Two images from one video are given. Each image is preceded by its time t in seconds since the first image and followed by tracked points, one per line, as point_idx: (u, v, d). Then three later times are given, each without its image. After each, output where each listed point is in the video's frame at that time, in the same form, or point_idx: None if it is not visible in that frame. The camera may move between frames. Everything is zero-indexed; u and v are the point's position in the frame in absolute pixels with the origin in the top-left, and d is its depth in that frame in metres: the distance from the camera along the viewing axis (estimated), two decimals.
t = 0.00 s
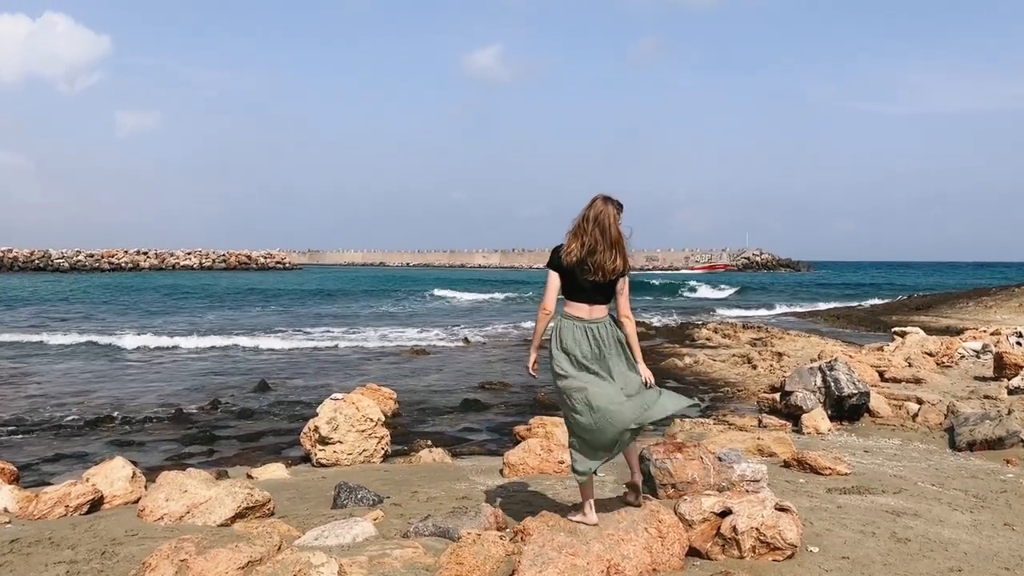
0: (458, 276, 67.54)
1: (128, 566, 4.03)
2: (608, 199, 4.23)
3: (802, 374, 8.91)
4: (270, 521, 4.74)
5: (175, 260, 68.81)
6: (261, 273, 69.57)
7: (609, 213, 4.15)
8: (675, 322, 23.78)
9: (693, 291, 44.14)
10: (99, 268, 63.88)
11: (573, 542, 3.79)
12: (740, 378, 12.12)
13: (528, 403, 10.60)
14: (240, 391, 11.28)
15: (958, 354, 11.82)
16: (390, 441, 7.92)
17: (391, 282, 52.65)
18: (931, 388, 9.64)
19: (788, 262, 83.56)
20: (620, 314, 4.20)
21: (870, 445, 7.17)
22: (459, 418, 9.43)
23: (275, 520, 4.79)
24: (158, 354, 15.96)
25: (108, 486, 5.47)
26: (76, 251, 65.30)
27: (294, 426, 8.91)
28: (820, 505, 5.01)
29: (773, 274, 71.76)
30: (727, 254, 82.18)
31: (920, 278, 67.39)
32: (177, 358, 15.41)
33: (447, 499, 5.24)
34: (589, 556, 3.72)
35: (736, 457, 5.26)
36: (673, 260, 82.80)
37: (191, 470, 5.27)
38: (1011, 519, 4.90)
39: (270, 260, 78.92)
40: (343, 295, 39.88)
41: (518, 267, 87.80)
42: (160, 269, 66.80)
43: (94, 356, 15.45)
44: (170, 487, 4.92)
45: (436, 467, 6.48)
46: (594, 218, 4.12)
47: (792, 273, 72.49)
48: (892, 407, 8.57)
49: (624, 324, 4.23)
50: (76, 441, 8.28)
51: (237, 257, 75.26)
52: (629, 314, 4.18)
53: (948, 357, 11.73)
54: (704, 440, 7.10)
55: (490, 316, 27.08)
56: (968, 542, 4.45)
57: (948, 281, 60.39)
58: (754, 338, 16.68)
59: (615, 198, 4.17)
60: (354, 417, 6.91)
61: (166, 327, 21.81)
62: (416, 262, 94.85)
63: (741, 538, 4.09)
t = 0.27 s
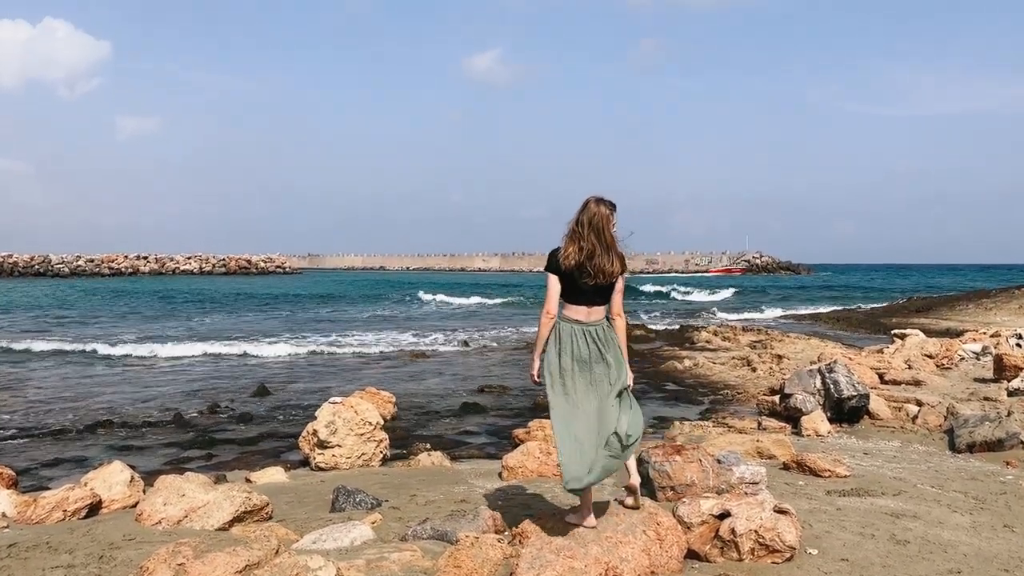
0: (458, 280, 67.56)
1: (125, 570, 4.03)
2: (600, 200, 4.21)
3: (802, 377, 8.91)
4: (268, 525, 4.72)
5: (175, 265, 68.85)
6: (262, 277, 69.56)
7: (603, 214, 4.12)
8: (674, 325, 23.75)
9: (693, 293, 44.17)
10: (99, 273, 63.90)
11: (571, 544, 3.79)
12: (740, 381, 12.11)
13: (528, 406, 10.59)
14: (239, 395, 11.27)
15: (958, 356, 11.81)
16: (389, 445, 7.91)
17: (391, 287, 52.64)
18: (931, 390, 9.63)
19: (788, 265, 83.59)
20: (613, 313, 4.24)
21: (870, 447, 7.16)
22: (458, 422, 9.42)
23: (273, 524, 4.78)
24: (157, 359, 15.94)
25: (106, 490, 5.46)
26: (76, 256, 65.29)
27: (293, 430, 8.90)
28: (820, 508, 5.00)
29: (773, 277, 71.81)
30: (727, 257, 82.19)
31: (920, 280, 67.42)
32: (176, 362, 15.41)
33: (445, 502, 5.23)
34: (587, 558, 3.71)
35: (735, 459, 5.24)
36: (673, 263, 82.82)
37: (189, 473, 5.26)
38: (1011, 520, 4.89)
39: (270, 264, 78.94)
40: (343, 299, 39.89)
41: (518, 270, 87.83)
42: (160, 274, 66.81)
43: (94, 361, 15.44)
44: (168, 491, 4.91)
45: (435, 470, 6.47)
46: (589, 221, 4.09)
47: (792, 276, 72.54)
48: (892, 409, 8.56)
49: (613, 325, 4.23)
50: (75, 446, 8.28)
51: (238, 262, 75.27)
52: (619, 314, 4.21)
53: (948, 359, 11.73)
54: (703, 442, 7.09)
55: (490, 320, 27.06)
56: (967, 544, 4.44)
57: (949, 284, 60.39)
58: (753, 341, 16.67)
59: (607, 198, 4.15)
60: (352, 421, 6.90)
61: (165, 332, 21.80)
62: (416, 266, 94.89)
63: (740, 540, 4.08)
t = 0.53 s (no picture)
0: (458, 281, 67.54)
1: (118, 571, 4.01)
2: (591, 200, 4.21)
3: (800, 377, 8.89)
4: (262, 526, 4.71)
5: (175, 267, 68.84)
6: (262, 279, 69.58)
7: (593, 213, 4.11)
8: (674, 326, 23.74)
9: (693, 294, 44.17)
10: (99, 275, 63.87)
11: (565, 544, 3.77)
12: (738, 381, 12.09)
13: (526, 407, 10.57)
14: (237, 397, 11.25)
15: (957, 356, 11.79)
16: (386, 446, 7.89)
17: (392, 289, 52.58)
18: (930, 390, 9.61)
19: (788, 266, 83.55)
20: (611, 312, 4.15)
21: (868, 447, 7.13)
22: (455, 423, 9.40)
23: (267, 525, 4.76)
24: (155, 361, 15.92)
25: (101, 491, 5.45)
26: (76, 259, 65.30)
27: (290, 432, 8.89)
28: (816, 507, 4.98)
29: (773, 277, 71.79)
30: (727, 258, 82.16)
31: (920, 280, 67.41)
32: (175, 364, 15.39)
33: (441, 503, 5.21)
34: (581, 559, 3.69)
35: (732, 459, 5.23)
36: (674, 263, 82.78)
37: (184, 474, 5.25)
38: (1009, 520, 4.87)
39: (271, 267, 78.93)
40: (343, 300, 39.85)
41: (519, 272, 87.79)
42: (160, 276, 66.83)
43: (92, 364, 15.42)
44: (162, 492, 4.89)
45: (431, 471, 6.46)
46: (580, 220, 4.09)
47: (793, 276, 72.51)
48: (890, 409, 8.54)
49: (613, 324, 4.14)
50: (72, 448, 8.26)
51: (238, 264, 75.28)
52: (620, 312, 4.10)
53: (947, 359, 11.71)
54: (701, 442, 7.07)
55: (490, 322, 27.02)
56: (964, 543, 4.42)
57: (949, 284, 60.38)
58: (752, 341, 16.65)
59: (598, 198, 4.15)
60: (348, 422, 6.89)
61: (164, 334, 21.77)
62: (417, 268, 94.85)
63: (735, 541, 4.06)
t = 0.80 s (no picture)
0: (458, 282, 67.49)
1: (107, 572, 3.99)
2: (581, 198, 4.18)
3: (797, 376, 8.86)
4: (254, 526, 4.69)
5: (176, 267, 68.86)
6: (262, 279, 69.60)
7: (579, 212, 4.08)
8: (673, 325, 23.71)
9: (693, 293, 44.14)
10: (99, 276, 63.89)
11: (555, 544, 3.75)
12: (736, 380, 12.07)
13: (523, 407, 10.55)
14: (234, 397, 11.24)
15: (955, 354, 11.76)
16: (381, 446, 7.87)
17: (392, 289, 52.57)
18: (927, 389, 9.59)
19: (789, 265, 83.49)
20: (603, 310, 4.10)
21: (864, 446, 7.11)
22: (452, 423, 9.38)
23: (258, 526, 4.74)
24: (153, 362, 15.91)
25: (93, 492, 5.43)
26: (76, 260, 65.36)
27: (285, 432, 8.87)
28: (810, 507, 4.96)
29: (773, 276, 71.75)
30: (728, 257, 82.12)
31: (920, 279, 67.39)
32: (172, 365, 15.38)
33: (434, 503, 5.19)
34: (571, 558, 3.67)
35: (726, 458, 5.20)
36: (674, 263, 82.74)
37: (176, 475, 5.23)
38: (1003, 519, 4.85)
39: (271, 267, 78.94)
40: (342, 301, 39.83)
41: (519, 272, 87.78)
42: (160, 276, 66.89)
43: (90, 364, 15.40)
44: (153, 493, 4.87)
45: (426, 471, 6.43)
46: (565, 218, 4.07)
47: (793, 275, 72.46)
48: (888, 408, 8.51)
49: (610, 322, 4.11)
50: (66, 448, 8.24)
51: (238, 265, 75.29)
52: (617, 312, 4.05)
53: (945, 358, 11.68)
54: (696, 442, 7.05)
55: (489, 322, 27.00)
56: (958, 542, 4.40)
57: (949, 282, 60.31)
58: (751, 340, 16.63)
59: (586, 196, 4.12)
60: (343, 422, 6.87)
61: (163, 335, 21.76)
62: (417, 268, 94.85)
63: (727, 540, 4.04)
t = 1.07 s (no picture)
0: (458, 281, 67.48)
1: (100, 572, 3.98)
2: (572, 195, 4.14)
3: (794, 373, 8.85)
4: (248, 525, 4.68)
5: (176, 266, 68.87)
6: (263, 279, 69.62)
7: (562, 207, 4.05)
8: (672, 323, 23.70)
9: (693, 292, 44.13)
10: (99, 276, 63.88)
11: (548, 543, 3.74)
12: (734, 378, 12.06)
13: (520, 405, 10.55)
14: (231, 396, 11.23)
15: (954, 352, 11.75)
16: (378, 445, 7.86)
17: (392, 288, 52.57)
18: (925, 386, 9.58)
19: (789, 263, 83.46)
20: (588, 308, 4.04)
21: (861, 444, 7.10)
22: (449, 421, 9.38)
23: (252, 524, 4.74)
24: (153, 361, 15.91)
25: (88, 491, 5.43)
26: (76, 259, 65.40)
27: (283, 431, 8.87)
28: (806, 504, 4.94)
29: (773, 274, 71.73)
30: (728, 255, 82.10)
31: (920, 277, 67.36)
32: (171, 364, 15.37)
33: (429, 501, 5.18)
34: (564, 557, 3.66)
35: (722, 457, 5.19)
36: (674, 261, 82.74)
37: (170, 474, 5.22)
38: (1000, 516, 4.84)
39: (271, 266, 78.96)
40: (342, 300, 39.81)
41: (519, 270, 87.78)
42: (160, 275, 66.90)
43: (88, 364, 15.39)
44: (147, 491, 4.86)
45: (422, 469, 6.42)
46: (549, 214, 4.06)
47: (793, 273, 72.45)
48: (885, 406, 8.50)
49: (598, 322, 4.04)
50: (63, 447, 8.24)
51: (239, 263, 75.29)
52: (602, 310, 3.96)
53: (944, 355, 11.66)
54: (693, 440, 7.04)
55: (488, 321, 27.00)
56: (954, 540, 4.38)
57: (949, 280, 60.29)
58: (750, 338, 16.62)
59: (573, 191, 4.07)
60: (338, 420, 6.87)
61: (161, 334, 21.74)
62: (417, 267, 94.86)
63: (721, 538, 4.03)
